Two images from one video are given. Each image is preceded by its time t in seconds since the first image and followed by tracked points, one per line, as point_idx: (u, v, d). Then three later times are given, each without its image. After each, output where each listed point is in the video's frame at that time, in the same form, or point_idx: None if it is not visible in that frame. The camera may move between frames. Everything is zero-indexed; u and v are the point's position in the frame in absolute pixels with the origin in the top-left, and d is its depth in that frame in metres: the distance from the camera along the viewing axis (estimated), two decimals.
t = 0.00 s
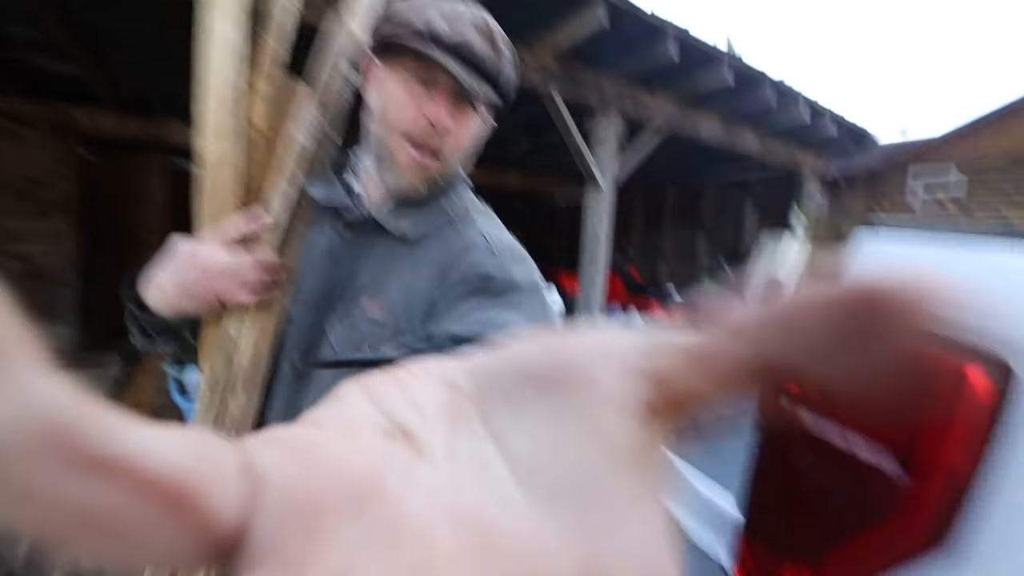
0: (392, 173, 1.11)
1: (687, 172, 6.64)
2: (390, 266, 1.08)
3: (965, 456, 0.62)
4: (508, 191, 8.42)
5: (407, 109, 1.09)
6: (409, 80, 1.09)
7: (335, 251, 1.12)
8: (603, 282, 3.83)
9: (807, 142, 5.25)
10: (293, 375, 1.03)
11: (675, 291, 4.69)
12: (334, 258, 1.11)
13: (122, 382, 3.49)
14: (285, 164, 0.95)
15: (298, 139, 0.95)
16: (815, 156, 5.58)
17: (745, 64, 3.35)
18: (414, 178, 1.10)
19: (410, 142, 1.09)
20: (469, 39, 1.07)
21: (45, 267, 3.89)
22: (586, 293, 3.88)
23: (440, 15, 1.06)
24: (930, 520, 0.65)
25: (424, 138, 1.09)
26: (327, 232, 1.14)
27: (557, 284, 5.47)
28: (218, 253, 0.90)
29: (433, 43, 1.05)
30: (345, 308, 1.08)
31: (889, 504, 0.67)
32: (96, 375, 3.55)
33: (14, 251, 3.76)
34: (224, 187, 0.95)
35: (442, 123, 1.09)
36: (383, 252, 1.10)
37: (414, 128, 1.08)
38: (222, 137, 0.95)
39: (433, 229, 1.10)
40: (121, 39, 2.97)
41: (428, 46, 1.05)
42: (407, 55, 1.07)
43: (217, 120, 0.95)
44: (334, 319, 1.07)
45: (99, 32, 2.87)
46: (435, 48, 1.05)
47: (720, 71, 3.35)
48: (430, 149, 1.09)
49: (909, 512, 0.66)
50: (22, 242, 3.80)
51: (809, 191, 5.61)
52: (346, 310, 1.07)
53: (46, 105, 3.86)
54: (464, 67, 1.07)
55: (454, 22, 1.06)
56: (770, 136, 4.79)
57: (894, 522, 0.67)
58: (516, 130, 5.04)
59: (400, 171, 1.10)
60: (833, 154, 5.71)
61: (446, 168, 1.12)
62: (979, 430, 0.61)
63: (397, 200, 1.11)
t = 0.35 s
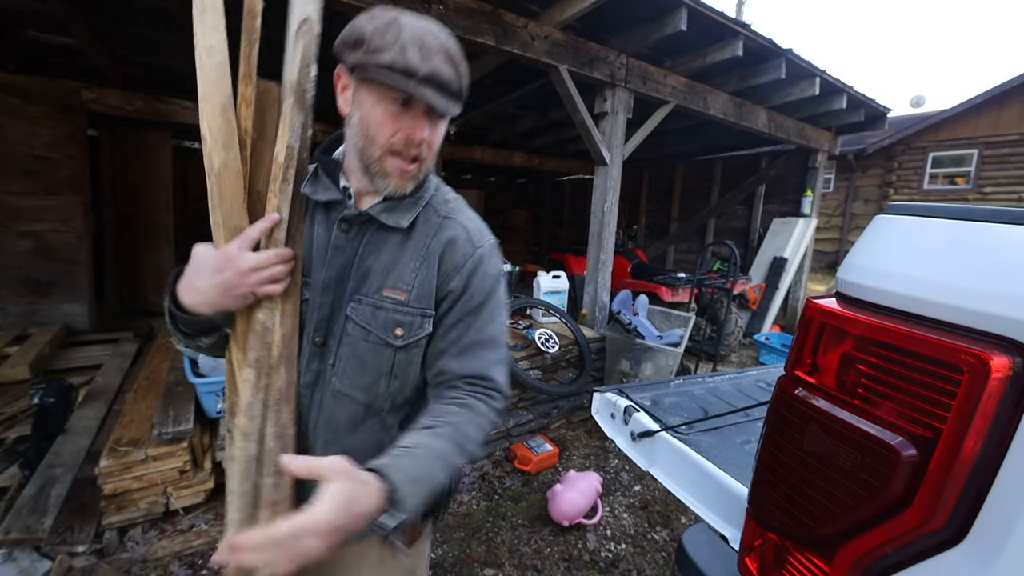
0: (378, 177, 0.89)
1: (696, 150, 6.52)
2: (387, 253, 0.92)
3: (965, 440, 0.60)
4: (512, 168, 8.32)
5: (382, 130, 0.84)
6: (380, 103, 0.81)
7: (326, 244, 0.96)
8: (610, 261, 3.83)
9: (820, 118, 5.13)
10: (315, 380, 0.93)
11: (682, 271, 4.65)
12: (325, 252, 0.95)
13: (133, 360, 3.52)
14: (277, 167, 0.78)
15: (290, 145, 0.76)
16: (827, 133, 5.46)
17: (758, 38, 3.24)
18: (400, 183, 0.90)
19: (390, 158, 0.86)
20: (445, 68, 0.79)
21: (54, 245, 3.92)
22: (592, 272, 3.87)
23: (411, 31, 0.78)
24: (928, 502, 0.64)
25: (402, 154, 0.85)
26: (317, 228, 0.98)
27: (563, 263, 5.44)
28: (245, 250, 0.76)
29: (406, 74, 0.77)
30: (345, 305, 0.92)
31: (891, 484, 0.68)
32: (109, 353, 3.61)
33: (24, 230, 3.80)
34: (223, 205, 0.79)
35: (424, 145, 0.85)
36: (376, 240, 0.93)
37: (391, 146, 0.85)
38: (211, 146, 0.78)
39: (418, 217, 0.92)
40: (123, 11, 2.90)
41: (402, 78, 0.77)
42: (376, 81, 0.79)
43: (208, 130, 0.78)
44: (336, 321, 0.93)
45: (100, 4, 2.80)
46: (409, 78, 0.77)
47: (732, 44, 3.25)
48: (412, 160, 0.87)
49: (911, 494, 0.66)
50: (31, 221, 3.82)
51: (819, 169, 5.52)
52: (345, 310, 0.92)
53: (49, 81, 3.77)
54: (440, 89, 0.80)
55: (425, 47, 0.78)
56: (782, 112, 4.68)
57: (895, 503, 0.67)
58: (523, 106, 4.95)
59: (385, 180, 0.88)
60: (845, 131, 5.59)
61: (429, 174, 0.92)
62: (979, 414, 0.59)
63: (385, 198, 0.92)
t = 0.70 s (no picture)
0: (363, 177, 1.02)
1: (696, 149, 6.51)
2: (404, 244, 1.05)
3: (965, 440, 0.61)
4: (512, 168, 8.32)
5: (359, 132, 0.98)
6: (357, 113, 0.97)
7: (344, 244, 0.99)
8: (610, 261, 3.83)
9: (820, 118, 5.13)
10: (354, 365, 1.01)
11: (683, 271, 4.65)
12: (344, 250, 0.99)
13: (133, 361, 3.52)
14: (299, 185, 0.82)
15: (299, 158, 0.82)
16: (827, 132, 5.45)
17: (758, 37, 3.24)
18: (380, 177, 1.03)
19: (367, 156, 1.00)
20: (407, 79, 0.96)
21: (54, 245, 3.92)
22: (593, 272, 3.87)
23: (375, 52, 0.95)
24: (928, 501, 0.64)
25: (380, 154, 1.01)
26: (332, 229, 0.99)
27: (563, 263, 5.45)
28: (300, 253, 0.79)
29: (374, 88, 0.93)
30: (376, 295, 1.01)
31: (891, 483, 0.68)
32: (109, 353, 3.61)
33: (23, 230, 3.80)
34: (265, 220, 0.77)
35: (395, 144, 1.01)
36: (396, 235, 1.04)
37: (368, 146, 0.99)
38: (248, 164, 0.75)
39: (413, 213, 1.09)
40: (122, 11, 2.89)
41: (371, 90, 0.93)
42: (352, 95, 0.95)
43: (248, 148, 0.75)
44: (367, 309, 1.01)
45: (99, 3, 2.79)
46: (378, 91, 0.94)
47: (732, 44, 3.24)
48: (389, 157, 1.02)
49: (912, 492, 0.66)
50: (31, 221, 3.81)
51: (820, 169, 5.52)
52: (375, 298, 1.01)
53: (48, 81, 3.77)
54: (407, 97, 0.97)
55: (389, 64, 0.95)
56: (782, 112, 4.68)
57: (895, 502, 0.68)
58: (523, 106, 4.96)
59: (366, 175, 1.02)
60: (845, 131, 5.59)
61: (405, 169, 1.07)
62: (980, 413, 0.59)
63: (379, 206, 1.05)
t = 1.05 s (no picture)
0: (407, 180, 0.99)
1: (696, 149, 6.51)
2: (439, 235, 1.11)
3: (966, 440, 0.60)
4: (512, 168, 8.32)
5: (411, 141, 0.94)
6: (411, 123, 0.93)
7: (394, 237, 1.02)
8: (610, 261, 3.82)
9: (821, 118, 5.12)
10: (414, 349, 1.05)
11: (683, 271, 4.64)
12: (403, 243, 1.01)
13: (132, 362, 3.51)
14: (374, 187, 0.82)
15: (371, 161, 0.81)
16: (828, 132, 5.44)
17: (759, 37, 3.24)
18: (423, 184, 1.01)
19: (417, 162, 0.97)
20: (461, 98, 0.96)
21: (53, 245, 3.92)
22: (593, 272, 3.88)
23: (434, 71, 0.93)
24: (928, 501, 0.64)
25: (428, 162, 0.98)
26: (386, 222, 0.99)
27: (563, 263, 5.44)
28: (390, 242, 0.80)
29: (436, 101, 0.91)
30: (425, 282, 1.06)
31: (892, 483, 0.67)
32: (109, 353, 3.60)
33: (23, 230, 3.79)
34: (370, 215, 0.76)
35: (444, 154, 0.99)
36: (434, 226, 1.09)
37: (417, 154, 0.96)
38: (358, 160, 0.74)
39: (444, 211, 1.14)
40: (122, 11, 2.89)
41: (433, 104, 0.91)
42: (413, 108, 0.92)
43: (355, 144, 0.73)
44: (418, 296, 1.06)
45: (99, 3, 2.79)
46: (438, 103, 0.92)
47: (733, 43, 3.24)
48: (434, 163, 1.00)
49: (912, 493, 0.65)
50: (30, 221, 3.81)
51: (820, 169, 5.52)
52: (425, 286, 1.07)
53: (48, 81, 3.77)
54: (463, 118, 0.97)
55: (447, 82, 0.94)
56: (782, 112, 4.68)
57: (895, 503, 0.67)
58: (523, 106, 4.96)
59: (414, 181, 0.99)
60: (846, 131, 5.58)
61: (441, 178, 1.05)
62: (980, 414, 0.59)
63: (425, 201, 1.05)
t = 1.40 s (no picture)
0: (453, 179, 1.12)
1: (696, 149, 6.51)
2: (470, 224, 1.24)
3: (966, 440, 0.60)
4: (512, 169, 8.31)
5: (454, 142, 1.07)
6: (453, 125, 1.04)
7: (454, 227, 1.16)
8: (610, 261, 3.82)
9: (821, 117, 5.12)
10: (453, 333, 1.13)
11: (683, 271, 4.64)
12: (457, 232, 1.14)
13: (131, 362, 3.50)
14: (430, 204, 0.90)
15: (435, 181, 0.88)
16: (828, 132, 5.44)
17: (760, 37, 3.23)
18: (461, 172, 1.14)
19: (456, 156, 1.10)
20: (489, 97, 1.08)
21: (51, 245, 3.91)
22: (592, 272, 3.88)
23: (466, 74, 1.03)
24: (928, 502, 0.63)
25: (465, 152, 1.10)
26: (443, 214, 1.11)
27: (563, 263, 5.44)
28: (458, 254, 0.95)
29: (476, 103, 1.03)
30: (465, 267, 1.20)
31: (892, 484, 0.67)
32: (108, 353, 3.60)
33: (22, 229, 3.79)
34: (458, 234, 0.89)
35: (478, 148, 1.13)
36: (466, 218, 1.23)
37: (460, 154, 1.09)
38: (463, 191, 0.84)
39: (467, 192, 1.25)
40: (121, 10, 2.89)
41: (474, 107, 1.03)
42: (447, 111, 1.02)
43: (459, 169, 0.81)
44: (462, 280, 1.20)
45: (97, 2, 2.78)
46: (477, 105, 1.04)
47: (734, 43, 3.23)
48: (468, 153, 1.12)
49: (912, 493, 0.65)
50: (29, 221, 3.80)
51: (821, 169, 5.50)
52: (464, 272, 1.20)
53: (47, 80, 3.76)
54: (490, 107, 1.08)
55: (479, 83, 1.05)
56: (783, 112, 4.67)
57: (895, 504, 0.67)
58: (523, 106, 4.96)
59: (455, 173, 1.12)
60: (846, 131, 5.58)
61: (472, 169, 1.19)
62: (981, 414, 0.59)
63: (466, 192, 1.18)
